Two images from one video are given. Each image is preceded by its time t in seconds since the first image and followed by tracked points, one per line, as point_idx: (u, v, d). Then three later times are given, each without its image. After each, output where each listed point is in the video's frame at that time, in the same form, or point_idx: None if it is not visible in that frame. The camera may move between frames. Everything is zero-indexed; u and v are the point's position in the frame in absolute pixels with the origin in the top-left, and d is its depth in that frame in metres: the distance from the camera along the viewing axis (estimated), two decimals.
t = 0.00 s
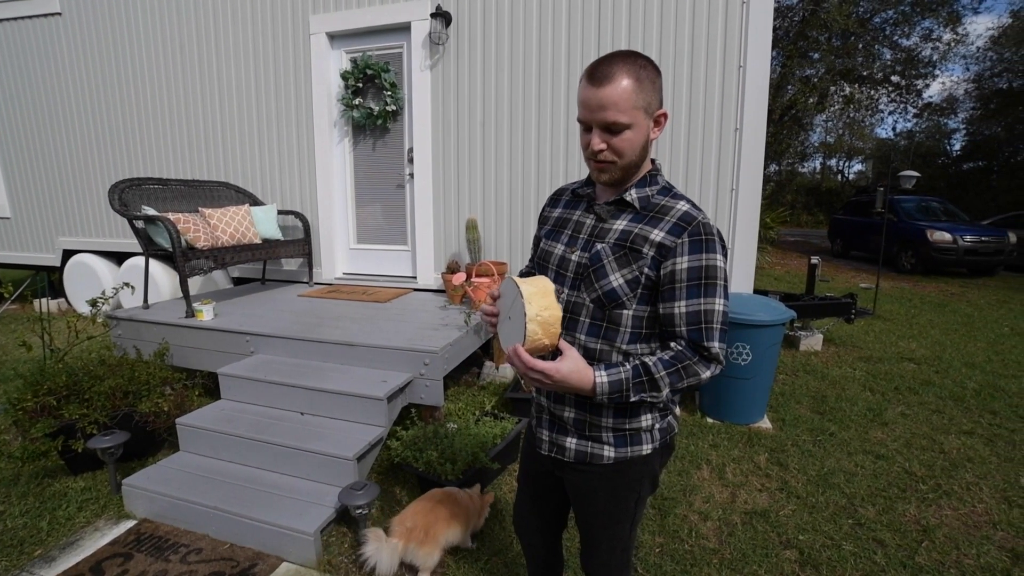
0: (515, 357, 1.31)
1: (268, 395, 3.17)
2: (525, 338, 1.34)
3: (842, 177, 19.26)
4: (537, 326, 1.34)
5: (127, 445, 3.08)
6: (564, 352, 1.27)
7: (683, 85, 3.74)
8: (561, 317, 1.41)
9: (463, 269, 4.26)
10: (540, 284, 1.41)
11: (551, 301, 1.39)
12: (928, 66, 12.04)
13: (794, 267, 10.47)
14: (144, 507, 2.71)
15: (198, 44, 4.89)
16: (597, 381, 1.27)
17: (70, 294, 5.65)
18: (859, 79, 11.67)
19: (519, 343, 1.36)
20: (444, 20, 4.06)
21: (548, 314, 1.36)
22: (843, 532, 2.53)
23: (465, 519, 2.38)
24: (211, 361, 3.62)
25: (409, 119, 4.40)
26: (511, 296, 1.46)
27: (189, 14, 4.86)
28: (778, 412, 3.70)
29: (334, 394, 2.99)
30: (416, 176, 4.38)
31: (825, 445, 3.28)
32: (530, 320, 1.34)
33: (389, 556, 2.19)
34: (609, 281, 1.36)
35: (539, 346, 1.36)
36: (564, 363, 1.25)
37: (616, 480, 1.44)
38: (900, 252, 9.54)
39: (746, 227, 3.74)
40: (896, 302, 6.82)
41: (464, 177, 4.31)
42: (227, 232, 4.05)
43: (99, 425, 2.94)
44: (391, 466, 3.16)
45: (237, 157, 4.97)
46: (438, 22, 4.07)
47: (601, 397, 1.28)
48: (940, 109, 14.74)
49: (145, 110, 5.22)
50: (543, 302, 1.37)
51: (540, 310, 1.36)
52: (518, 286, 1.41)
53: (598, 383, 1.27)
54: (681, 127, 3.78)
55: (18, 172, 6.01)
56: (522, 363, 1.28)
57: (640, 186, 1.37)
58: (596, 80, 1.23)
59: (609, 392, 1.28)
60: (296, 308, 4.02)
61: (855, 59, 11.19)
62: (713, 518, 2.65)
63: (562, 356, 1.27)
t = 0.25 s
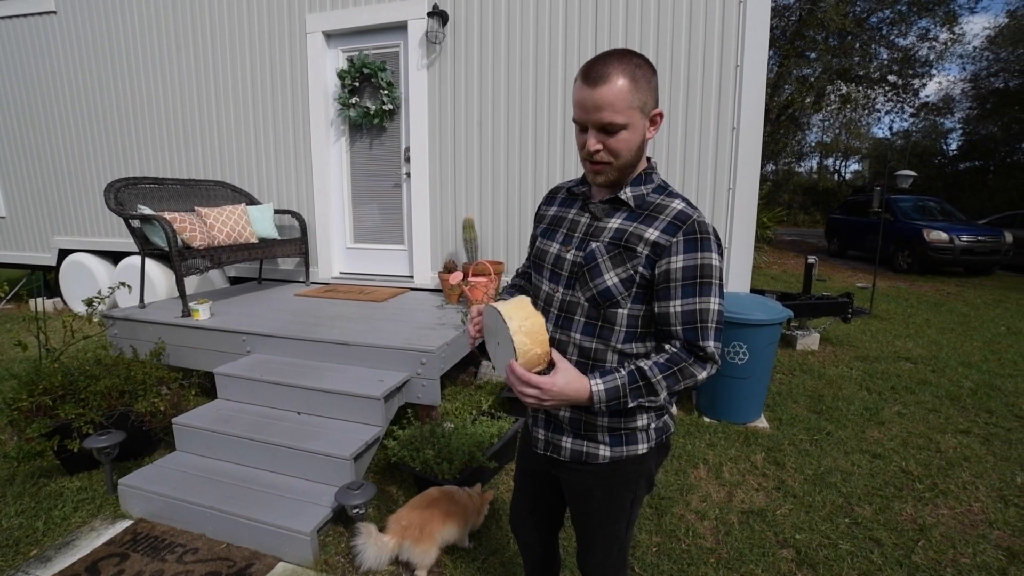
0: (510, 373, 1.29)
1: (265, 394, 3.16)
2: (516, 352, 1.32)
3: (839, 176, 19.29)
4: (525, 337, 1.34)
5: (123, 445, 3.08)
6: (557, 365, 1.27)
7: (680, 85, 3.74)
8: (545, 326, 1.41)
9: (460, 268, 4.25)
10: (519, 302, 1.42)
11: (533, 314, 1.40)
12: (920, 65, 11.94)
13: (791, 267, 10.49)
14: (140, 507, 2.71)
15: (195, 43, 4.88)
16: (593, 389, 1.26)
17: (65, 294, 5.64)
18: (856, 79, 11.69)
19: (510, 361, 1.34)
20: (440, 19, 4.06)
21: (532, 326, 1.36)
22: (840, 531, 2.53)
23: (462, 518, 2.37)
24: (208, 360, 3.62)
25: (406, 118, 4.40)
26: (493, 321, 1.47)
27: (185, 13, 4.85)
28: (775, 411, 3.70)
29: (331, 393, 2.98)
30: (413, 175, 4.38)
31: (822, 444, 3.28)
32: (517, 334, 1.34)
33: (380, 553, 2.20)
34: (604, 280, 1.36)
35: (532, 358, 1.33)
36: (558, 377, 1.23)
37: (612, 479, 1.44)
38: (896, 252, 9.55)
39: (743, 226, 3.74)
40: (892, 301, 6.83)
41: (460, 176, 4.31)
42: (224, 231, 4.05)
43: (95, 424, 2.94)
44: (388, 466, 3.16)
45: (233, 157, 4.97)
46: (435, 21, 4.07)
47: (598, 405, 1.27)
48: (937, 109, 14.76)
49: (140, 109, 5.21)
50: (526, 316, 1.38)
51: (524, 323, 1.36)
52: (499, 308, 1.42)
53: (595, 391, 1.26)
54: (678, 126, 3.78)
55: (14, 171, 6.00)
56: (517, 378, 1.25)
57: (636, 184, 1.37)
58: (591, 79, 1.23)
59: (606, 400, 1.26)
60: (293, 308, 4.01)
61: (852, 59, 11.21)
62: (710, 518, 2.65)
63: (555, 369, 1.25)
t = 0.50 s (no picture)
0: (507, 383, 1.26)
1: (263, 395, 3.16)
2: (513, 363, 1.32)
3: (837, 176, 19.31)
4: (521, 348, 1.34)
5: (120, 445, 3.07)
6: (553, 377, 1.26)
7: (677, 85, 3.74)
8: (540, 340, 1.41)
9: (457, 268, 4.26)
10: (515, 313, 1.43)
11: (529, 325, 1.40)
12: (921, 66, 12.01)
13: (789, 267, 10.49)
14: (137, 507, 2.70)
15: (191, 43, 4.88)
16: (589, 401, 1.25)
17: (62, 294, 5.65)
18: (853, 79, 11.71)
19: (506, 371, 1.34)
20: (437, 19, 4.07)
21: (528, 337, 1.37)
22: (837, 531, 2.53)
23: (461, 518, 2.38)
24: (205, 360, 3.62)
25: (403, 118, 4.40)
26: (485, 332, 1.46)
27: (182, 13, 4.86)
28: (772, 411, 3.71)
29: (328, 394, 2.98)
30: (410, 175, 4.38)
31: (819, 444, 3.28)
32: (514, 344, 1.34)
33: (381, 554, 2.18)
34: (599, 280, 1.36)
35: (529, 368, 1.34)
36: (555, 388, 1.22)
37: (608, 479, 1.45)
38: (893, 252, 9.56)
39: (740, 226, 3.75)
40: (890, 301, 6.84)
41: (457, 176, 4.32)
42: (221, 231, 4.05)
43: (92, 424, 2.94)
44: (385, 466, 3.16)
45: (230, 157, 4.97)
46: (432, 21, 4.07)
47: (595, 415, 1.26)
48: (934, 109, 14.78)
49: (137, 109, 5.21)
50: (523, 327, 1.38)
51: (521, 334, 1.36)
52: (495, 317, 1.42)
53: (591, 402, 1.25)
54: (675, 126, 3.79)
55: (11, 170, 5.99)
56: (514, 389, 1.23)
57: (631, 183, 1.37)
58: (581, 80, 1.23)
59: (602, 409, 1.26)
60: (290, 308, 4.01)
61: (849, 59, 11.23)
62: (707, 518, 2.65)
63: (552, 381, 1.25)
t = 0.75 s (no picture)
0: (504, 381, 1.27)
1: (260, 395, 3.16)
2: (511, 361, 1.32)
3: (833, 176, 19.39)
4: (520, 346, 1.34)
5: (117, 446, 3.06)
6: (550, 375, 1.25)
7: (674, 85, 3.74)
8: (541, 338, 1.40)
9: (454, 268, 4.25)
10: (517, 309, 1.42)
11: (530, 323, 1.40)
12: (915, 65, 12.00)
13: (786, 267, 10.51)
14: (134, 508, 2.70)
15: (188, 42, 4.87)
16: (585, 399, 1.25)
17: (58, 294, 5.64)
18: (850, 79, 11.74)
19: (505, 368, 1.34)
20: (435, 19, 4.07)
21: (529, 335, 1.36)
22: (834, 530, 2.54)
23: (463, 517, 2.38)
24: (202, 360, 3.62)
25: (400, 118, 4.40)
26: (488, 328, 1.46)
27: (178, 12, 4.85)
28: (769, 411, 3.71)
29: (326, 394, 2.98)
30: (407, 174, 4.38)
31: (816, 443, 3.29)
32: (513, 342, 1.34)
33: (385, 555, 2.17)
34: (595, 279, 1.36)
35: (527, 367, 1.34)
36: (550, 387, 1.22)
37: (606, 479, 1.45)
38: (890, 251, 9.58)
39: (737, 226, 3.75)
40: (886, 301, 6.85)
41: (454, 176, 4.31)
42: (218, 231, 4.04)
43: (89, 425, 2.92)
44: (382, 466, 3.16)
45: (227, 157, 4.96)
46: (429, 21, 4.07)
47: (591, 414, 1.26)
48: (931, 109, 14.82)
49: (133, 108, 5.20)
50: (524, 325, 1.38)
51: (521, 332, 1.36)
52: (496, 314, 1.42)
53: (586, 401, 1.25)
54: (672, 126, 3.79)
55: (7, 170, 5.98)
56: (511, 386, 1.23)
57: (626, 183, 1.37)
58: (574, 80, 1.24)
59: (598, 409, 1.26)
60: (287, 308, 4.01)
61: (846, 59, 11.25)
62: (704, 517, 2.65)
63: (548, 379, 1.24)
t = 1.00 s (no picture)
0: (500, 380, 1.27)
1: (257, 395, 3.16)
2: (507, 360, 1.33)
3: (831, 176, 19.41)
4: (517, 346, 1.34)
5: (114, 446, 3.06)
6: (546, 375, 1.26)
7: (671, 85, 3.75)
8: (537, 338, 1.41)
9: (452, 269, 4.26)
10: (515, 308, 1.43)
11: (527, 323, 1.40)
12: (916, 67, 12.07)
13: (784, 267, 10.53)
14: (131, 508, 2.70)
15: (185, 43, 4.87)
16: (579, 399, 1.25)
17: (56, 295, 5.63)
18: (847, 79, 11.76)
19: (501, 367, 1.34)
20: (432, 20, 4.07)
21: (526, 335, 1.37)
22: (831, 530, 2.54)
23: (464, 515, 2.38)
24: (199, 361, 3.61)
25: (397, 118, 4.40)
26: (486, 325, 1.46)
27: (174, 13, 4.85)
28: (766, 411, 3.72)
29: (323, 394, 2.98)
30: (404, 175, 4.38)
31: (812, 443, 3.30)
32: (510, 341, 1.34)
33: (386, 551, 2.20)
34: (591, 279, 1.36)
35: (522, 367, 1.35)
36: (546, 386, 1.23)
37: (602, 478, 1.45)
38: (887, 251, 9.60)
39: (734, 227, 3.76)
40: (883, 301, 6.86)
41: (452, 177, 4.32)
42: (215, 232, 4.04)
43: (86, 426, 2.92)
44: (380, 466, 3.16)
45: (224, 157, 4.96)
46: (426, 21, 4.07)
47: (586, 414, 1.26)
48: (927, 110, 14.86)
49: (129, 108, 5.20)
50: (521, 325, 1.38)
51: (518, 331, 1.36)
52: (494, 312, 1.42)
53: (581, 400, 1.25)
54: (669, 127, 3.80)
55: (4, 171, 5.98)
56: (506, 385, 1.24)
57: (622, 184, 1.38)
58: (570, 81, 1.24)
59: (592, 408, 1.26)
60: (285, 308, 4.01)
61: (843, 59, 11.28)
62: (702, 517, 2.66)
63: (544, 379, 1.25)
